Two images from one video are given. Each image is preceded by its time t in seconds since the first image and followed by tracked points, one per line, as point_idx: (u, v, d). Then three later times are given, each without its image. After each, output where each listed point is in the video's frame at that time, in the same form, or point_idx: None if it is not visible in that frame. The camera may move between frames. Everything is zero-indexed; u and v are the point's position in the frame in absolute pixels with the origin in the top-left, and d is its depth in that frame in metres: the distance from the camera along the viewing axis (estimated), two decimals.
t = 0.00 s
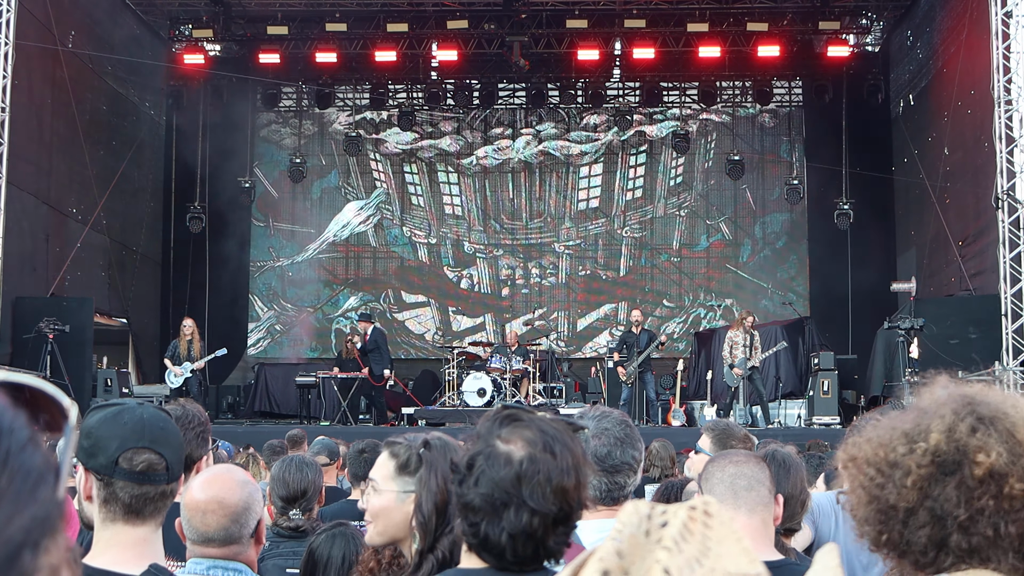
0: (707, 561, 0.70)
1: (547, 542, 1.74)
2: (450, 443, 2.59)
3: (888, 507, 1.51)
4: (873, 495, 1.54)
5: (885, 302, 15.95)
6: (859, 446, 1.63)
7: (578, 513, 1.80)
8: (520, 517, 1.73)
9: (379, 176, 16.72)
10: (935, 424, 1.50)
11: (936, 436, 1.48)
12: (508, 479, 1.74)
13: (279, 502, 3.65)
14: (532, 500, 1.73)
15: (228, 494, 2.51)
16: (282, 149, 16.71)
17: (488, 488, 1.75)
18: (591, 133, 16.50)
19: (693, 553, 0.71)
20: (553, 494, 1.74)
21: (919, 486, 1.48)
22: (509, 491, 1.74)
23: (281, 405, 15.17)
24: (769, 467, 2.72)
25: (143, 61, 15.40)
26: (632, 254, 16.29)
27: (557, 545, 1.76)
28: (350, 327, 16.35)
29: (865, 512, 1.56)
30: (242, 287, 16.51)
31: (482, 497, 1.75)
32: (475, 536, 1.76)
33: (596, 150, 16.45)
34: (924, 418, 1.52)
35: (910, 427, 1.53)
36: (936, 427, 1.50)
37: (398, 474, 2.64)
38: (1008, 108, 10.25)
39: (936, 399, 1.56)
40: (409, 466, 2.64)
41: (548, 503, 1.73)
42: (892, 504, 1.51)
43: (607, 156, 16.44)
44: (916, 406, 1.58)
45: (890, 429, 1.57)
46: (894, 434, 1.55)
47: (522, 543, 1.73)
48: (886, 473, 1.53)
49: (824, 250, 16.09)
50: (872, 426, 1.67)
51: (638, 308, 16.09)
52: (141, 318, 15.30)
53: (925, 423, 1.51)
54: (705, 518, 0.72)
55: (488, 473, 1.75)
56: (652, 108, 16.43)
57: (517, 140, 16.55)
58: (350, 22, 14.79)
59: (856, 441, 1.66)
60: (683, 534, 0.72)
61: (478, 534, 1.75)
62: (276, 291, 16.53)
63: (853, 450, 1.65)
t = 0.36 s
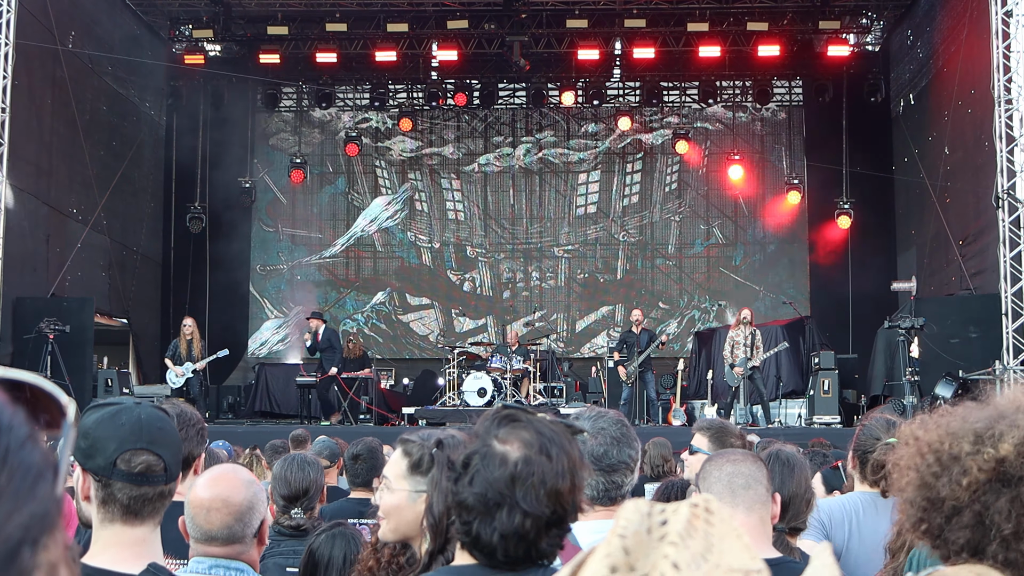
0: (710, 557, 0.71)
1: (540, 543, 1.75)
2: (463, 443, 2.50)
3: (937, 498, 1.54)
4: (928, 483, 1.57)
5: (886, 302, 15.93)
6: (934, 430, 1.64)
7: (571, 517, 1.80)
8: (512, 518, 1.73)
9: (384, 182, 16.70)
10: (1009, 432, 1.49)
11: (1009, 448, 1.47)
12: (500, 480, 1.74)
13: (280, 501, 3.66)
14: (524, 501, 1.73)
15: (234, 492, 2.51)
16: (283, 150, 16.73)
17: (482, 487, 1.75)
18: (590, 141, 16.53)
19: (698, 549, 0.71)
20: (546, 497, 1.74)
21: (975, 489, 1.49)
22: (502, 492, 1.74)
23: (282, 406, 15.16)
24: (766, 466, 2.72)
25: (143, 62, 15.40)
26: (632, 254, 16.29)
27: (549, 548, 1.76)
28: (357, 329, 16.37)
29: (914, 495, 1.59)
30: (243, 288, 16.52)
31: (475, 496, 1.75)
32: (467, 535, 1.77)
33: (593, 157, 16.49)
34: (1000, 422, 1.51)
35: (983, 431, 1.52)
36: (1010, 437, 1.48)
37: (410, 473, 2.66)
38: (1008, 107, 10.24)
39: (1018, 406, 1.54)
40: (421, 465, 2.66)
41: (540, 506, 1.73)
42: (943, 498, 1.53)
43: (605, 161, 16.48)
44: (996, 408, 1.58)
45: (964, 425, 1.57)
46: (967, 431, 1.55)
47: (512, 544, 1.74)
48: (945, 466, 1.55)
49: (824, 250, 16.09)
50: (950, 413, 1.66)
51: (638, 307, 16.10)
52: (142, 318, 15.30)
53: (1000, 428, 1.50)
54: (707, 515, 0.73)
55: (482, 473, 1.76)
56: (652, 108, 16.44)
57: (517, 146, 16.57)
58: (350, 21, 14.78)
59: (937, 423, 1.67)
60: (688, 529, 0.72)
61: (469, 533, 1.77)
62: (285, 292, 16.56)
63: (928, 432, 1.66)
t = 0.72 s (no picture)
0: (703, 551, 0.71)
1: (537, 542, 1.75)
2: (448, 440, 2.57)
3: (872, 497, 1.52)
4: (863, 481, 1.55)
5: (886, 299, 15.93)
6: (861, 427, 1.61)
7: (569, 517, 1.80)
8: (507, 518, 1.73)
9: (390, 186, 16.73)
10: (944, 427, 1.48)
11: (945, 443, 1.46)
12: (499, 480, 1.74)
13: (281, 499, 3.66)
14: (523, 498, 1.73)
15: (238, 490, 2.52)
16: (283, 148, 16.75)
17: (479, 486, 1.76)
18: (585, 146, 16.49)
19: (688, 544, 0.72)
20: (543, 497, 1.74)
21: (910, 485, 1.48)
22: (499, 491, 1.74)
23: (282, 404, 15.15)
24: (764, 463, 2.73)
25: (143, 61, 15.39)
26: (632, 251, 16.30)
27: (545, 548, 1.76)
28: (364, 330, 16.43)
29: (850, 493, 1.57)
30: (243, 286, 16.53)
31: (472, 493, 1.77)
32: (464, 533, 1.78)
33: (594, 162, 16.46)
34: (934, 417, 1.50)
35: (918, 424, 1.51)
36: (946, 432, 1.47)
37: (394, 474, 2.65)
38: (1008, 104, 10.24)
39: (950, 397, 1.53)
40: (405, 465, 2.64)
41: (538, 506, 1.73)
42: (878, 496, 1.52)
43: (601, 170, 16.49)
44: (930, 400, 1.56)
45: (896, 419, 1.56)
46: (900, 426, 1.53)
47: (509, 542, 1.74)
48: (881, 462, 1.53)
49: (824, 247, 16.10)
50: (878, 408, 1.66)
51: (639, 304, 16.12)
52: (142, 317, 15.30)
53: (935, 423, 1.49)
54: (696, 511, 0.74)
55: (481, 471, 1.76)
56: (651, 105, 16.46)
57: (517, 154, 16.55)
58: (349, 20, 14.77)
59: (863, 419, 1.64)
60: (678, 524, 0.72)
61: (465, 531, 1.78)
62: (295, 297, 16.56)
63: (859, 428, 1.63)
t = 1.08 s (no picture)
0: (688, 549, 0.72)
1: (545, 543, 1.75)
2: (434, 440, 2.69)
3: (809, 512, 1.65)
4: (796, 497, 1.67)
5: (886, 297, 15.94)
6: (785, 444, 1.76)
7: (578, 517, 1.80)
8: (518, 519, 1.74)
9: (393, 191, 16.74)
10: (858, 429, 1.62)
11: (861, 446, 1.60)
12: (511, 482, 1.75)
13: (281, 497, 3.66)
14: (532, 498, 1.74)
15: (239, 490, 2.52)
16: (283, 147, 16.77)
17: (490, 487, 1.76)
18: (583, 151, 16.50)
19: (673, 541, 0.72)
20: (554, 498, 1.74)
21: (840, 491, 1.61)
22: (510, 492, 1.75)
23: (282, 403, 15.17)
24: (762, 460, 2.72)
25: (142, 60, 15.38)
26: (632, 249, 16.31)
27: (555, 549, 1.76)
28: (369, 328, 16.42)
29: (786, 512, 1.69)
30: (243, 285, 16.54)
31: (483, 494, 1.77)
32: (473, 533, 1.79)
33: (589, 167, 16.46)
34: (847, 420, 1.66)
35: (833, 433, 1.66)
36: (861, 433, 1.61)
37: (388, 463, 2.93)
38: (1008, 101, 10.24)
39: (861, 395, 1.70)
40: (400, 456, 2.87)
41: (550, 508, 1.74)
42: (814, 510, 1.64)
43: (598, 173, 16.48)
44: (844, 401, 1.72)
45: (817, 430, 1.71)
46: (819, 438, 1.68)
47: (519, 544, 1.74)
48: (808, 475, 1.66)
49: (824, 244, 16.11)
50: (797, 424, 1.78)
51: (638, 303, 16.13)
52: (142, 316, 15.31)
53: (849, 427, 1.64)
54: (681, 506, 0.74)
55: (492, 471, 1.77)
56: (651, 103, 16.46)
57: (517, 157, 16.57)
58: (349, 18, 14.75)
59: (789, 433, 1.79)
60: (663, 521, 0.73)
61: (476, 531, 1.78)
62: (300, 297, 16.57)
63: (780, 447, 1.76)
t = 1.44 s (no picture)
0: (685, 549, 0.71)
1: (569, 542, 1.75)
2: (425, 438, 2.70)
3: (848, 530, 1.54)
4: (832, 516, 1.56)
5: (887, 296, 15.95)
6: (810, 463, 1.64)
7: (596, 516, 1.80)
8: (546, 517, 1.74)
9: (397, 196, 16.75)
10: (882, 437, 1.53)
11: (889, 456, 1.50)
12: (535, 482, 1.75)
13: (281, 496, 3.67)
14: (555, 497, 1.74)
15: (241, 488, 2.52)
16: (282, 146, 16.78)
17: (518, 486, 1.76)
18: (581, 155, 16.51)
19: (670, 541, 0.72)
20: (582, 496, 1.74)
21: (875, 505, 1.51)
22: (538, 491, 1.75)
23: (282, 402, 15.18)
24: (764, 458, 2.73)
25: (142, 59, 15.36)
26: (632, 247, 16.30)
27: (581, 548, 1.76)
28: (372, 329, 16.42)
29: (824, 530, 1.58)
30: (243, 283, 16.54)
31: (511, 493, 1.77)
32: (501, 533, 1.79)
33: (586, 171, 16.47)
34: (870, 429, 1.55)
35: (858, 444, 1.55)
36: (884, 444, 1.52)
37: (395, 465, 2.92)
38: (1007, 98, 10.23)
39: (878, 400, 1.59)
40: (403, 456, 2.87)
41: (574, 508, 1.74)
42: (853, 527, 1.53)
43: (597, 172, 16.49)
44: (862, 408, 1.61)
45: (839, 444, 1.59)
46: (843, 450, 1.57)
47: (546, 542, 1.74)
48: (839, 493, 1.55)
49: (825, 242, 16.11)
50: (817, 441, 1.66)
51: (638, 300, 16.14)
52: (142, 315, 15.30)
53: (874, 438, 1.53)
54: (679, 506, 0.73)
55: (519, 470, 1.77)
56: (650, 101, 16.46)
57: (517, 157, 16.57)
58: (348, 17, 14.73)
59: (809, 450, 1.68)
60: (660, 521, 0.72)
61: (503, 530, 1.78)
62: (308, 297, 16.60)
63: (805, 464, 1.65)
